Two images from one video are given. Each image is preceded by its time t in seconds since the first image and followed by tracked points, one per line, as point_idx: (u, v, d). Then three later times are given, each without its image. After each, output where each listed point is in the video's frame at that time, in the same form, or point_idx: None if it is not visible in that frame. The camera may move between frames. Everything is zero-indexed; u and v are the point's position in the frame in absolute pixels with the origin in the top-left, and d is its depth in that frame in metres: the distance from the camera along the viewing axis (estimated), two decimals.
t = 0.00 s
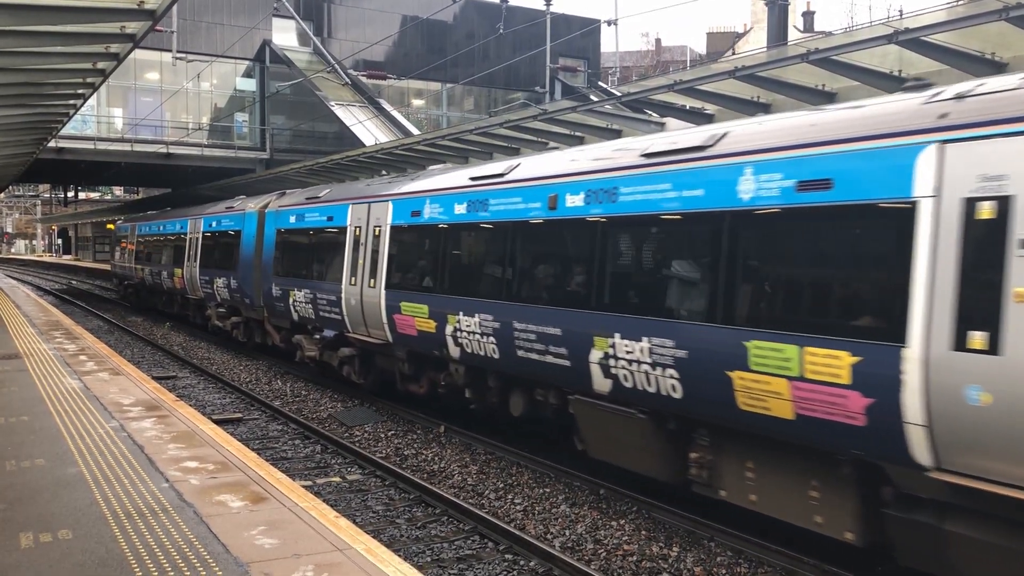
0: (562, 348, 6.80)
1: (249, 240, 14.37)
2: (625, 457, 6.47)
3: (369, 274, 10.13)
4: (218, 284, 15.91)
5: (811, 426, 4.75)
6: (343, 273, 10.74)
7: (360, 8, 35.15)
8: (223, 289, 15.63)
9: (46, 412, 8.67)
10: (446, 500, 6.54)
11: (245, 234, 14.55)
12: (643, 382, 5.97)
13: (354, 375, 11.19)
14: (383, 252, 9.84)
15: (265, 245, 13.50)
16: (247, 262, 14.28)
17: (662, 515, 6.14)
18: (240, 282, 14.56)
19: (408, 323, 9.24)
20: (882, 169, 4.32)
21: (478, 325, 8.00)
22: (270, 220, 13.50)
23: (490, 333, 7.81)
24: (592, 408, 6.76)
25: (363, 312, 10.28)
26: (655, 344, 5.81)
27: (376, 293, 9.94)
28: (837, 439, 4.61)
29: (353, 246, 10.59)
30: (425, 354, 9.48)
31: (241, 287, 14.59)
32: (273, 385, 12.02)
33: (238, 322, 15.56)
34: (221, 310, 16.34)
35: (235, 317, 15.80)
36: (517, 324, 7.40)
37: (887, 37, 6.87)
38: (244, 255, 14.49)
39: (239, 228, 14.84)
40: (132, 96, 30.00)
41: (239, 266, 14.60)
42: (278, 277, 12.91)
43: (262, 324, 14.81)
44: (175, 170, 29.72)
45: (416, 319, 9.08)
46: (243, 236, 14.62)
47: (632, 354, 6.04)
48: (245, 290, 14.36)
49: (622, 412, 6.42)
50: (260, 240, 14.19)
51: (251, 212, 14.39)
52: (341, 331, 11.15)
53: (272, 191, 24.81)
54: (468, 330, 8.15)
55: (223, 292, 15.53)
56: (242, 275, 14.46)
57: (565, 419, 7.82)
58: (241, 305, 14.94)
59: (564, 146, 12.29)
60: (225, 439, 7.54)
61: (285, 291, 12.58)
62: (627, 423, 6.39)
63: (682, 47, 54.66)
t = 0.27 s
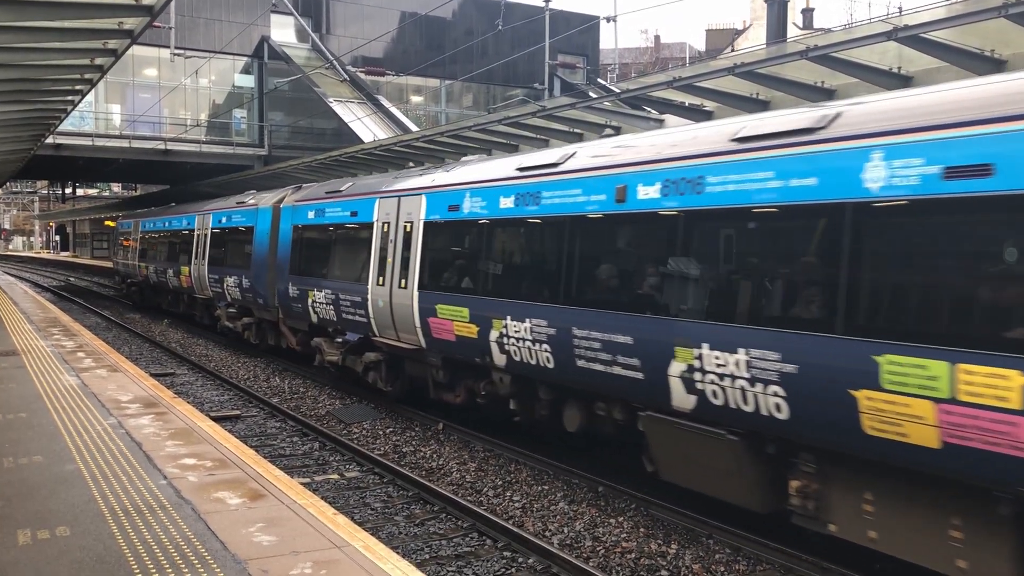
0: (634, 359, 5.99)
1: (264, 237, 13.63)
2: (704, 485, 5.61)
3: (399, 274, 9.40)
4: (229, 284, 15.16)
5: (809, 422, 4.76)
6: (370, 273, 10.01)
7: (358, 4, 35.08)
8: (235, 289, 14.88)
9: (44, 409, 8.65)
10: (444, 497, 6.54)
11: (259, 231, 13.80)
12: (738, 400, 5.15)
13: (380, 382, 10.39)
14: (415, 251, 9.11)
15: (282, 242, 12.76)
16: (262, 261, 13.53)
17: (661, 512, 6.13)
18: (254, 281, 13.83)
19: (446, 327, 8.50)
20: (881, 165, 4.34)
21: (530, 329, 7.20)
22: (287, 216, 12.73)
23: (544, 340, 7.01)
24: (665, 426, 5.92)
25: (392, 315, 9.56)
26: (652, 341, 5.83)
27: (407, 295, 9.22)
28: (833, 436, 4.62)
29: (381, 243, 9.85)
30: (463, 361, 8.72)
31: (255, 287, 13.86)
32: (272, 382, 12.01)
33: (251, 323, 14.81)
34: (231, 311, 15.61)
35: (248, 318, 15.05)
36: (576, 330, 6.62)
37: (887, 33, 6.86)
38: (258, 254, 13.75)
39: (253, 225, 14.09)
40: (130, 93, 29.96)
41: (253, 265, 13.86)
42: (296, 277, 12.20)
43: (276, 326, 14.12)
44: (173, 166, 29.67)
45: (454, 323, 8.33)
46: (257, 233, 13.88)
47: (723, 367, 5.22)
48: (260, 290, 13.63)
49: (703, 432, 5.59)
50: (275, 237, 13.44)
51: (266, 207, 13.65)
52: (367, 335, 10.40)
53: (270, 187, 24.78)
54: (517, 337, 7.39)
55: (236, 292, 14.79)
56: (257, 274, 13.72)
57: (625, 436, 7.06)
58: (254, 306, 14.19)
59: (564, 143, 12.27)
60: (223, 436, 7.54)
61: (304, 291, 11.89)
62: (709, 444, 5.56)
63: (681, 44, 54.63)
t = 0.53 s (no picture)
0: (728, 374, 5.23)
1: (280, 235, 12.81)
2: (808, 515, 4.95)
3: (435, 275, 8.61)
4: (240, 283, 14.34)
5: (805, 419, 4.77)
6: (401, 273, 9.22)
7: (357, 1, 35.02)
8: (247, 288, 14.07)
9: (41, 405, 8.64)
10: (442, 494, 6.55)
11: (274, 229, 12.98)
12: (866, 426, 4.39)
13: (410, 392, 9.61)
14: (454, 250, 8.33)
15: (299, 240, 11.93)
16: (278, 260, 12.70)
17: (658, 509, 6.15)
18: (268, 282, 13.01)
19: (491, 333, 7.74)
20: (882, 163, 4.38)
21: (595, 338, 6.45)
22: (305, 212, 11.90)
23: (612, 351, 6.26)
24: (761, 449, 5.26)
25: (426, 319, 8.78)
26: (651, 339, 5.88)
27: (444, 298, 8.43)
28: (828, 433, 4.64)
29: (412, 241, 9.06)
30: (508, 370, 7.95)
31: (269, 287, 13.05)
32: (269, 379, 12.00)
33: (264, 324, 13.99)
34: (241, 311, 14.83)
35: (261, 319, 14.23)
36: (653, 339, 5.86)
37: (885, 32, 6.88)
38: (273, 253, 12.95)
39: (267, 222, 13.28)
40: (127, 89, 29.88)
41: (267, 264, 13.03)
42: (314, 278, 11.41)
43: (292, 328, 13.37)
44: (170, 163, 29.60)
45: (501, 328, 7.57)
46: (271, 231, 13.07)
47: (847, 388, 4.47)
48: (275, 290, 12.80)
49: (807, 458, 4.94)
50: (291, 235, 12.62)
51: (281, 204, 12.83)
52: (396, 339, 9.62)
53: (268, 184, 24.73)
54: (577, 347, 6.65)
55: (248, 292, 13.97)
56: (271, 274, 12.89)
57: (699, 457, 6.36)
58: (268, 307, 13.38)
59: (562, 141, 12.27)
60: (221, 433, 7.54)
61: (323, 293, 11.12)
62: (817, 472, 4.90)
63: (680, 42, 54.64)
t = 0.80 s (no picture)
0: (859, 396, 4.35)
1: (297, 233, 11.95)
2: (936, 558, 4.07)
3: (478, 277, 7.71)
4: (253, 283, 13.47)
5: (805, 418, 4.72)
6: (438, 274, 8.33)
7: None
8: (261, 289, 13.21)
9: (36, 403, 8.62)
10: (438, 493, 6.54)
11: (290, 226, 12.12)
12: None
13: (446, 404, 8.75)
14: (500, 249, 7.43)
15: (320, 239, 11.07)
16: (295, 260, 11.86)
17: (654, 508, 6.15)
18: (285, 282, 12.17)
19: (547, 341, 6.82)
20: (874, 162, 4.32)
21: (679, 350, 5.50)
22: (326, 209, 11.02)
23: (702, 366, 5.32)
24: (888, 484, 4.33)
25: (467, 326, 7.86)
26: (638, 337, 5.86)
27: (489, 303, 7.51)
28: (823, 430, 4.64)
29: (451, 240, 8.13)
30: (565, 383, 7.07)
31: (285, 288, 12.20)
32: (266, 377, 11.99)
33: (278, 328, 13.16)
34: (253, 312, 13.97)
35: (275, 321, 13.40)
36: (756, 354, 4.94)
37: (882, 31, 6.87)
38: (289, 251, 12.10)
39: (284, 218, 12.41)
40: (124, 87, 29.84)
41: (284, 263, 12.19)
42: (335, 279, 10.55)
43: (308, 331, 12.58)
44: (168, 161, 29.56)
45: (560, 336, 6.65)
46: (288, 228, 12.21)
47: (660, 354, 5.66)
48: (292, 292, 11.98)
49: (950, 495, 4.01)
50: (310, 234, 11.77)
51: (300, 199, 11.96)
52: (431, 347, 8.72)
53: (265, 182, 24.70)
54: (654, 361, 5.72)
55: (263, 294, 13.12)
56: (288, 274, 12.05)
57: (807, 493, 5.36)
58: (283, 309, 12.54)
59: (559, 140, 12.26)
60: (217, 431, 7.52)
61: (345, 295, 10.27)
62: (972, 518, 3.93)
63: (677, 41, 54.72)
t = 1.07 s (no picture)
0: (858, 395, 4.36)
1: (317, 233, 11.10)
2: None
3: (533, 283, 6.88)
4: (268, 286, 12.65)
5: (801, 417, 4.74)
6: (484, 279, 7.54)
7: None
8: (276, 292, 12.41)
9: (32, 403, 8.60)
10: (435, 493, 6.54)
11: (308, 225, 11.30)
12: None
13: (491, 420, 7.97)
14: (560, 251, 6.61)
15: (345, 239, 10.25)
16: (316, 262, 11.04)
17: (651, 507, 6.15)
18: (305, 285, 11.36)
19: (619, 355, 6.03)
20: (875, 162, 4.35)
21: (794, 369, 4.71)
22: (351, 207, 10.17)
23: (827, 389, 4.54)
24: None
25: (519, 335, 7.06)
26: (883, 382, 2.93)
27: (548, 311, 6.70)
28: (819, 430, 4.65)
29: (498, 239, 7.37)
30: (637, 401, 6.33)
31: (304, 292, 11.39)
32: (262, 377, 11.97)
33: (295, 334, 12.38)
34: (268, 317, 13.18)
35: (291, 327, 12.62)
36: (819, 363, 4.57)
37: (877, 31, 6.90)
38: (309, 253, 11.27)
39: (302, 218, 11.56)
40: (120, 86, 29.77)
41: (303, 265, 11.37)
42: (363, 282, 9.77)
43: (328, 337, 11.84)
44: (164, 160, 29.49)
45: (637, 349, 5.87)
46: (307, 228, 11.38)
47: (768, 373, 4.86)
48: (313, 296, 11.17)
49: None
50: (331, 234, 10.92)
51: (320, 197, 11.09)
52: (474, 357, 7.93)
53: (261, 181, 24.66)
54: (760, 379, 4.91)
55: (278, 297, 12.32)
56: (309, 277, 11.22)
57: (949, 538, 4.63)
58: (301, 314, 11.74)
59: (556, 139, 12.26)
60: (213, 431, 7.52)
61: (374, 300, 9.49)
62: None
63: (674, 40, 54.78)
